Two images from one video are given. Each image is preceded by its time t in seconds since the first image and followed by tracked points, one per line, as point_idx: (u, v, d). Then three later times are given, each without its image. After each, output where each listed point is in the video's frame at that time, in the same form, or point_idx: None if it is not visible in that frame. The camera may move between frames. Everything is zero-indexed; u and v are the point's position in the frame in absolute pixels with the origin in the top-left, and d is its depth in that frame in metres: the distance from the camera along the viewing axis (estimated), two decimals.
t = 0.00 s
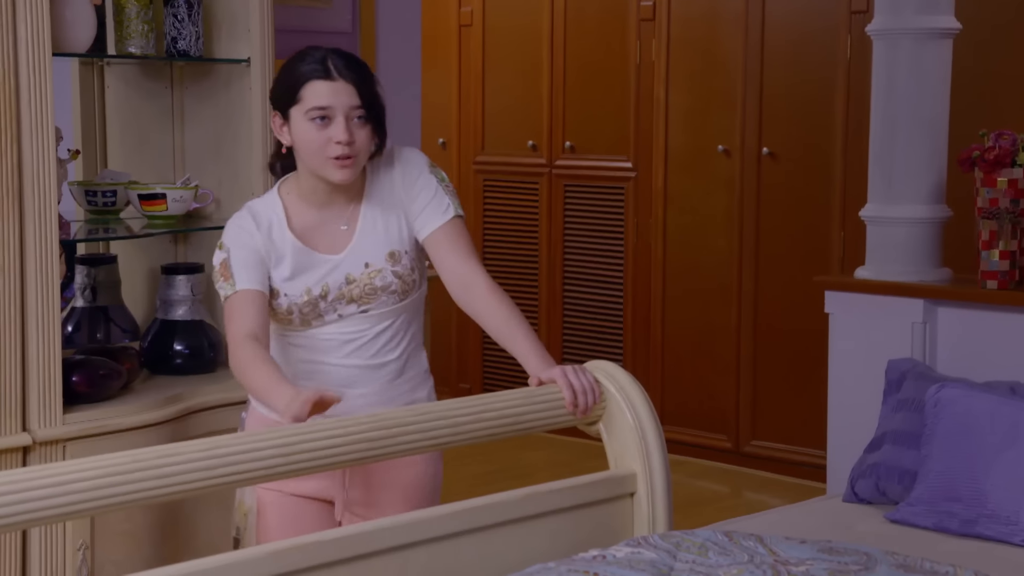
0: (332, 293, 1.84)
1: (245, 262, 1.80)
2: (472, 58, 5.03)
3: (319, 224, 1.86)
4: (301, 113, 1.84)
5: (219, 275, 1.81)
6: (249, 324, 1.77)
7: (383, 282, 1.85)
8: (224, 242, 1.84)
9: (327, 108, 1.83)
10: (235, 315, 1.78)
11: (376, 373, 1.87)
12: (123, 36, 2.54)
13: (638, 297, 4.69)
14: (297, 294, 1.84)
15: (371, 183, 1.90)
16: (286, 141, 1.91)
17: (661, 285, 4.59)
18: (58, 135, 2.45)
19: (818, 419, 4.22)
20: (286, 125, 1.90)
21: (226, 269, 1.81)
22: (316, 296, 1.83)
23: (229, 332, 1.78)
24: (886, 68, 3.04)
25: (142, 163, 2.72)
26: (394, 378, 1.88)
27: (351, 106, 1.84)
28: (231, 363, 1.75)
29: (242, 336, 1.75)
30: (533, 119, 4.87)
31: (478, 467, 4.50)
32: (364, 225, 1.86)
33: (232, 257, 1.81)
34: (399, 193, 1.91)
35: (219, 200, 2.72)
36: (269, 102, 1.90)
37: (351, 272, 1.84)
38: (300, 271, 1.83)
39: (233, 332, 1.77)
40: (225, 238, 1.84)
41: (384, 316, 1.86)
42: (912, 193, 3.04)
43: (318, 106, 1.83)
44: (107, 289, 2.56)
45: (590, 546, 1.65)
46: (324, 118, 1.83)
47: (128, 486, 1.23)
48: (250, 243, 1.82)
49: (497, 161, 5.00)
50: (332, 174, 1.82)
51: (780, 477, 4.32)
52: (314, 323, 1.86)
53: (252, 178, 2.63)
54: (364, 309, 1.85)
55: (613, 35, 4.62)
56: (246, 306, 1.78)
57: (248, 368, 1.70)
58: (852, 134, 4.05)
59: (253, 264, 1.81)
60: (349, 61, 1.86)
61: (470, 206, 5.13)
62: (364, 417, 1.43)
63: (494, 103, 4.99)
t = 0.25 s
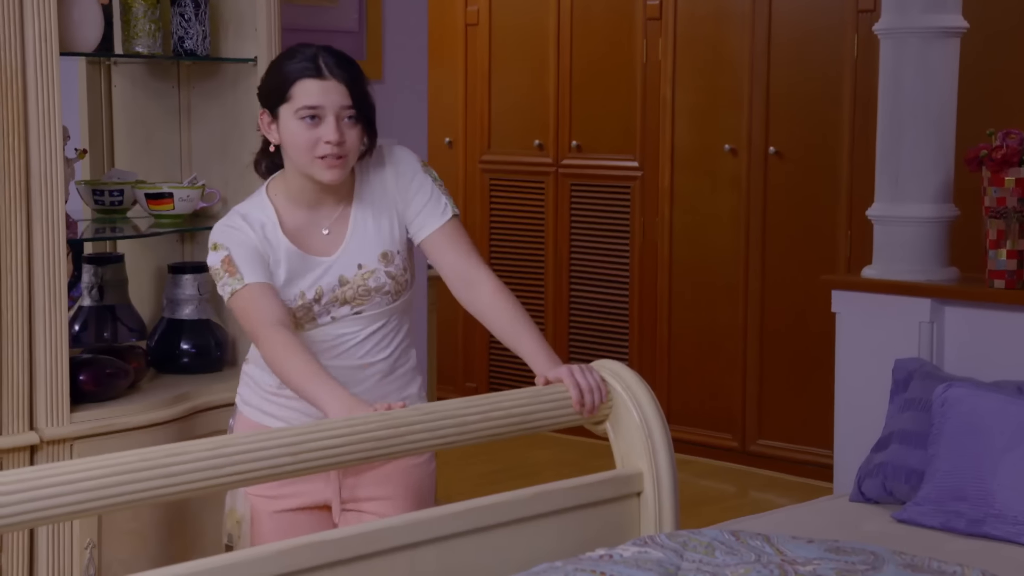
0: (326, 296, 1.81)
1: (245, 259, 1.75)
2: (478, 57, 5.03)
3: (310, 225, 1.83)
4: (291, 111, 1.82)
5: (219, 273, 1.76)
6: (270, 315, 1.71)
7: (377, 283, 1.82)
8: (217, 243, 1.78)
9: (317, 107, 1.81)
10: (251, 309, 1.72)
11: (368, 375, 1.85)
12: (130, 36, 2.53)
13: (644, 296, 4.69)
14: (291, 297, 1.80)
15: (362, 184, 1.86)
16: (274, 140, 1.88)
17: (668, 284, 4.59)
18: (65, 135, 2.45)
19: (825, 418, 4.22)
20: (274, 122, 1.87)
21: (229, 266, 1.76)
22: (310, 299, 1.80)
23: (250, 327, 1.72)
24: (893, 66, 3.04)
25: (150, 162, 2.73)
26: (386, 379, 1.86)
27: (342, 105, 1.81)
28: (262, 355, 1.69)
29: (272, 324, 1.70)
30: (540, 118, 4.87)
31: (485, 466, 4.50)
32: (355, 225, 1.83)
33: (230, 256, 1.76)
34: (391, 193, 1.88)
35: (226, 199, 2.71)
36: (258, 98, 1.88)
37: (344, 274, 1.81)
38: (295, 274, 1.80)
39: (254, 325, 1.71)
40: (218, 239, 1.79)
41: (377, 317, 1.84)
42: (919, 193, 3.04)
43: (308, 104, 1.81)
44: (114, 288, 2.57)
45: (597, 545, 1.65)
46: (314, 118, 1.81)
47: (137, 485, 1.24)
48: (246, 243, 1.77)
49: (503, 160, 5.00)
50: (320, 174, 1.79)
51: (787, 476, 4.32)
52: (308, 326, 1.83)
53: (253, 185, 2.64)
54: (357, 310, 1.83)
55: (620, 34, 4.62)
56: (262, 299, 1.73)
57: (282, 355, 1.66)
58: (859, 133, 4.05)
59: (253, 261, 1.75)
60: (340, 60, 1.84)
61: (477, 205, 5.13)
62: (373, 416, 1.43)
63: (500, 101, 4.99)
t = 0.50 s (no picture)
0: (308, 296, 1.79)
1: (232, 254, 1.74)
2: (479, 58, 5.03)
3: (295, 223, 1.81)
4: (281, 109, 1.80)
5: (207, 269, 1.75)
6: (263, 309, 1.70)
7: (361, 286, 1.80)
8: (204, 239, 1.77)
9: (308, 106, 1.79)
10: (244, 304, 1.71)
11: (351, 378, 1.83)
12: (131, 36, 2.53)
13: (645, 297, 4.69)
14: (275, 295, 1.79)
15: (352, 185, 1.84)
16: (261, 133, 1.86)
17: (669, 284, 4.59)
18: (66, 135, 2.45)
19: (826, 419, 4.22)
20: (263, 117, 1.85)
21: (217, 262, 1.75)
22: (293, 299, 1.78)
23: (244, 321, 1.70)
24: (894, 67, 3.03)
25: (152, 162, 2.73)
26: (371, 382, 1.84)
27: (333, 106, 1.79)
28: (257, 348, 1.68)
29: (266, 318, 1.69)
30: (541, 119, 4.87)
31: (486, 466, 4.49)
32: (341, 226, 1.81)
33: (217, 251, 1.75)
34: (383, 196, 1.85)
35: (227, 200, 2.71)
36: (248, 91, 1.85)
37: (328, 275, 1.79)
38: (279, 272, 1.78)
39: (248, 319, 1.70)
40: (205, 235, 1.78)
41: (361, 320, 1.82)
42: (921, 194, 3.04)
43: (299, 103, 1.78)
44: (115, 289, 2.56)
45: (598, 546, 1.65)
46: (304, 117, 1.79)
47: (138, 485, 1.24)
48: (232, 239, 1.76)
49: (504, 160, 5.00)
50: (307, 174, 1.77)
51: (788, 477, 4.32)
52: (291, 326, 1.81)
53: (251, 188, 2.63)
54: (340, 313, 1.80)
55: (621, 35, 4.62)
56: (254, 293, 1.72)
57: (278, 350, 1.65)
58: (860, 134, 4.05)
59: (240, 256, 1.74)
60: (334, 60, 1.81)
61: (478, 206, 5.13)
62: (374, 416, 1.43)
63: (501, 102, 4.98)
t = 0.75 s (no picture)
0: (293, 299, 1.77)
1: (221, 248, 1.75)
2: (479, 58, 5.03)
3: (286, 224, 1.80)
4: (274, 109, 1.80)
5: (198, 262, 1.76)
6: (255, 304, 1.71)
7: (346, 292, 1.78)
8: (197, 233, 1.79)
9: (302, 104, 1.79)
10: (235, 297, 1.72)
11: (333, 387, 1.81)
12: (131, 36, 2.53)
13: (646, 298, 4.69)
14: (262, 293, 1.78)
15: (349, 192, 1.82)
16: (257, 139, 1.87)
17: (670, 284, 4.59)
18: (66, 135, 2.44)
19: (826, 419, 4.22)
20: (257, 121, 1.86)
21: (207, 256, 1.75)
22: (278, 299, 1.77)
23: (235, 314, 1.72)
24: (894, 68, 3.03)
25: (151, 163, 2.73)
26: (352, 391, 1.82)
27: (327, 104, 1.80)
28: (248, 342, 1.69)
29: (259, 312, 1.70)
30: (541, 119, 4.87)
31: (486, 466, 4.50)
32: (333, 230, 1.80)
33: (208, 245, 1.76)
34: (378, 205, 1.83)
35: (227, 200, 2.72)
36: (240, 97, 1.87)
37: (315, 279, 1.78)
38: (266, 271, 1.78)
39: (240, 313, 1.71)
40: (198, 229, 1.79)
41: (346, 326, 1.80)
42: (920, 194, 3.04)
43: (292, 102, 1.79)
44: (115, 289, 2.56)
45: (598, 546, 1.65)
46: (298, 116, 1.79)
47: (139, 485, 1.24)
48: (223, 234, 1.77)
49: (504, 160, 5.00)
50: (302, 174, 1.77)
51: (788, 477, 4.32)
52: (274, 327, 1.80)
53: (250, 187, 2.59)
54: (324, 318, 1.79)
55: (621, 35, 4.61)
56: (246, 288, 1.72)
57: (272, 344, 1.66)
58: (860, 134, 4.05)
59: (229, 252, 1.75)
60: (325, 58, 1.83)
61: (478, 206, 5.13)
62: (374, 416, 1.43)
63: (502, 102, 4.98)
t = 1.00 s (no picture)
0: (279, 301, 1.77)
1: (213, 247, 1.75)
2: (481, 58, 5.03)
3: (279, 227, 1.79)
4: (276, 110, 1.79)
5: (185, 259, 1.76)
6: (233, 307, 1.71)
7: (333, 298, 1.78)
8: (188, 229, 1.79)
9: (304, 107, 1.78)
10: (213, 300, 1.72)
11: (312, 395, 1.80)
12: (133, 36, 2.53)
13: (647, 298, 4.69)
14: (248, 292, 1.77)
15: (347, 196, 1.82)
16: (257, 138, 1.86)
17: (672, 285, 4.59)
18: (68, 136, 2.44)
19: (828, 419, 4.22)
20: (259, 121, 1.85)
21: (195, 254, 1.76)
22: (264, 300, 1.77)
23: (211, 318, 1.71)
24: (896, 68, 3.03)
25: (153, 163, 2.74)
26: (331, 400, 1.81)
27: (329, 108, 1.79)
28: (223, 346, 1.68)
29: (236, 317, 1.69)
30: (543, 119, 4.87)
31: (488, 467, 4.50)
32: (326, 235, 1.79)
33: (199, 243, 1.76)
34: (375, 213, 1.83)
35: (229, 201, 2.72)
36: (243, 96, 1.86)
37: (303, 282, 1.77)
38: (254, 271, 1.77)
39: (218, 316, 1.70)
40: (190, 226, 1.79)
41: (332, 333, 1.80)
42: (923, 194, 3.03)
43: (295, 104, 1.78)
44: (117, 289, 2.56)
45: (599, 547, 1.64)
46: (300, 118, 1.78)
47: (142, 485, 1.24)
48: (214, 232, 1.76)
49: (506, 160, 5.00)
50: (301, 176, 1.76)
51: (789, 477, 4.32)
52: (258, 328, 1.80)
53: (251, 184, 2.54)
54: (309, 322, 1.79)
55: (623, 35, 4.61)
56: (224, 291, 1.72)
57: (246, 344, 1.65)
58: (862, 135, 4.04)
59: (220, 252, 1.75)
60: (330, 61, 1.82)
61: (479, 207, 5.13)
62: (377, 416, 1.43)
63: (504, 102, 4.98)
